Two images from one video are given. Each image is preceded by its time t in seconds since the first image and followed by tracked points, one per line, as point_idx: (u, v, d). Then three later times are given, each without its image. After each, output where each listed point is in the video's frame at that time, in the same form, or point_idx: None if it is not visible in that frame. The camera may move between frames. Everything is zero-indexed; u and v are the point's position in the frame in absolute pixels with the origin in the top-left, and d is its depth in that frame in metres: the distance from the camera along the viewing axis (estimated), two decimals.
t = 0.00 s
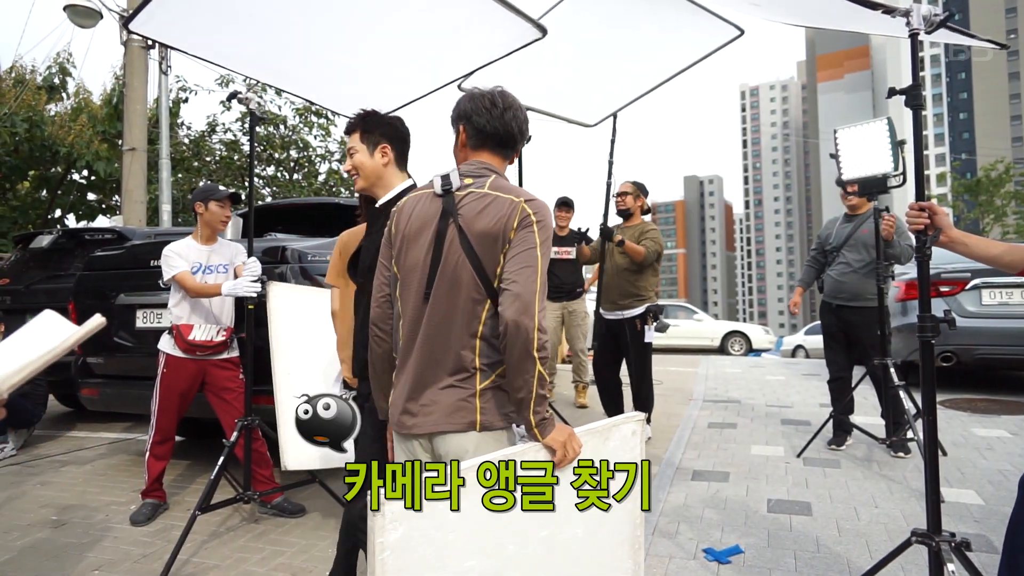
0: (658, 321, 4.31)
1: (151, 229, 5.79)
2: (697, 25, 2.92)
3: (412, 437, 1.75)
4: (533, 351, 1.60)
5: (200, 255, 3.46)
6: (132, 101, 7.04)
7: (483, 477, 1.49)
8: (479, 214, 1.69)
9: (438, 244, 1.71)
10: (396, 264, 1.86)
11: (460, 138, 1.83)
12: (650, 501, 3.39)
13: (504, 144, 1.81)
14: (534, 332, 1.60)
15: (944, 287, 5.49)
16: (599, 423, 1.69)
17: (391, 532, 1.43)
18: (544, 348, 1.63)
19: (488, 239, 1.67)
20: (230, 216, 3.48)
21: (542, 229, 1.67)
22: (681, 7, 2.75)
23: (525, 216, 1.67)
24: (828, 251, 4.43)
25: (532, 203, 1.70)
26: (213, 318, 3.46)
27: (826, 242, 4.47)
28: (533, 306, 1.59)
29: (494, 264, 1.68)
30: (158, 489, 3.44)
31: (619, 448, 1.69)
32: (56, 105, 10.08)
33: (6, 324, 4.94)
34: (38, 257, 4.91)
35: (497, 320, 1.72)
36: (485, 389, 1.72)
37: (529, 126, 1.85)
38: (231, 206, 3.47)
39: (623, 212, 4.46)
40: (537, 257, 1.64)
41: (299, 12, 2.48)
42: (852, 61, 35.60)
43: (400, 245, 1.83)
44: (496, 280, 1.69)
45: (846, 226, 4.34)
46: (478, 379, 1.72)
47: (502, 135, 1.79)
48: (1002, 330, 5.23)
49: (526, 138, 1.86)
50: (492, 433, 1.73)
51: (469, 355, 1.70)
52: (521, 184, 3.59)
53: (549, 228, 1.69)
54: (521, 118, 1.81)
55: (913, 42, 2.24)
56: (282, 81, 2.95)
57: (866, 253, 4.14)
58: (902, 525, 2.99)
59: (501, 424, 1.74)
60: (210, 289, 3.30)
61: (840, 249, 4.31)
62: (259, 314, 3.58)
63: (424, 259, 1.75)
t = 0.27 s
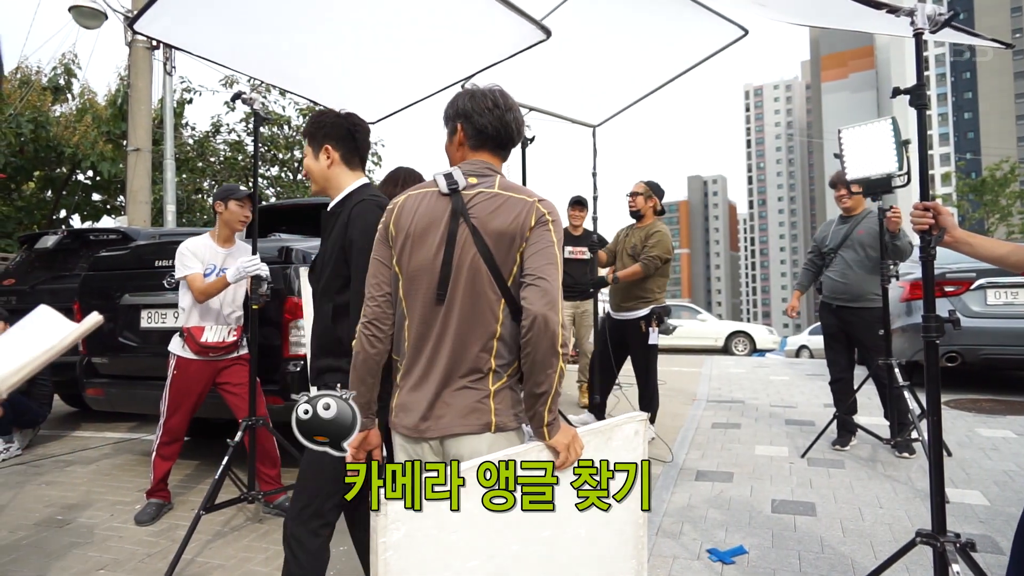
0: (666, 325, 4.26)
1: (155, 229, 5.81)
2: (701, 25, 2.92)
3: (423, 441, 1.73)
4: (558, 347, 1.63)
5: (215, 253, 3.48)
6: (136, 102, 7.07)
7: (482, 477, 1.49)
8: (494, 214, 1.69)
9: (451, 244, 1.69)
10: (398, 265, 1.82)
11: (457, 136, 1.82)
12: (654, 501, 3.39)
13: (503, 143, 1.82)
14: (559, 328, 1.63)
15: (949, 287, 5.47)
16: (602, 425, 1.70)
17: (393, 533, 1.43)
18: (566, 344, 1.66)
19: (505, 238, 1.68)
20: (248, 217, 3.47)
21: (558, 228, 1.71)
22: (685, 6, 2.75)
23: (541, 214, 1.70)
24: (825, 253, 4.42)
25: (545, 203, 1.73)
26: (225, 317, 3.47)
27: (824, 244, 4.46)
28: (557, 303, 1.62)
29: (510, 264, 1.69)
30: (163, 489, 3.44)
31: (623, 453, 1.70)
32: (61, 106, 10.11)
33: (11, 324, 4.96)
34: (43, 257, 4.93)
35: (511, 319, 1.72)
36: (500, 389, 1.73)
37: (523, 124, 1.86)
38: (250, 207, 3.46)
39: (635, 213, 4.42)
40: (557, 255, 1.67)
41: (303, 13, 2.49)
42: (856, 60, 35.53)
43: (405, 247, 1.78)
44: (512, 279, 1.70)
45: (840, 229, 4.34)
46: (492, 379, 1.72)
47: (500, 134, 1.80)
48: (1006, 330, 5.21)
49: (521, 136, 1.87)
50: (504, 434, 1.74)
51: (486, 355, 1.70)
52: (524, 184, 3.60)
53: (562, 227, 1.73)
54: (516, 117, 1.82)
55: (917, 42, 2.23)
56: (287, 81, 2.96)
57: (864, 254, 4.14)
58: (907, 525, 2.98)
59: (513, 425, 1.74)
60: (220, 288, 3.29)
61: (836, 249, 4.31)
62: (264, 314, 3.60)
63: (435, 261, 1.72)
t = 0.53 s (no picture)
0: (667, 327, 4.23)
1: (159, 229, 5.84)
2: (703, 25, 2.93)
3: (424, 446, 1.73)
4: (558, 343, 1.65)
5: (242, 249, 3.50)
6: (140, 102, 7.09)
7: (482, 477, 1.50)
8: (484, 213, 1.71)
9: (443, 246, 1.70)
10: (387, 270, 1.81)
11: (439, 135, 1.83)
12: (656, 501, 3.39)
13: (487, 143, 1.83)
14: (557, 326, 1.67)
15: (951, 288, 5.47)
16: (604, 424, 1.72)
17: (395, 531, 1.42)
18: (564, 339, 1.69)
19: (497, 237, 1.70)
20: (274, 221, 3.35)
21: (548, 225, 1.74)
22: (687, 6, 2.75)
23: (531, 212, 1.73)
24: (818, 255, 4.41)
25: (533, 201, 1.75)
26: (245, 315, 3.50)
27: (816, 246, 4.46)
28: (554, 301, 1.65)
29: (503, 263, 1.71)
30: (170, 487, 3.44)
31: (624, 452, 1.73)
32: (65, 106, 10.14)
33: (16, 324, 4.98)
34: (48, 257, 4.95)
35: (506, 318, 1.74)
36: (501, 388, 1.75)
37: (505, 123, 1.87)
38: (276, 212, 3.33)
39: (640, 214, 4.42)
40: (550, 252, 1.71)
41: (307, 14, 2.51)
42: (859, 60, 35.49)
43: (395, 251, 1.78)
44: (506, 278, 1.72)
45: (833, 232, 4.34)
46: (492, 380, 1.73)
47: (482, 134, 1.81)
48: (1009, 330, 5.21)
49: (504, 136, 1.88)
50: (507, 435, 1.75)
51: (484, 356, 1.71)
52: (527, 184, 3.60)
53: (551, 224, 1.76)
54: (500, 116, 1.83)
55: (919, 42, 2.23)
56: (291, 81, 2.98)
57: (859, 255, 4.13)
58: (909, 525, 2.99)
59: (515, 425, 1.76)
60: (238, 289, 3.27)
61: (831, 252, 4.30)
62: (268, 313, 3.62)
63: (427, 264, 1.72)
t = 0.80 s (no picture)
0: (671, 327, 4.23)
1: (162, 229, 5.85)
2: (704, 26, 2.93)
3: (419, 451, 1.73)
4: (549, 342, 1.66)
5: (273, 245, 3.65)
6: (142, 103, 7.11)
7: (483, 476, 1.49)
8: (464, 212, 1.70)
9: (426, 248, 1.69)
10: (370, 273, 1.81)
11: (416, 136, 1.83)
12: (657, 502, 3.39)
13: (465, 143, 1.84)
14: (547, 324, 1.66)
15: (953, 288, 5.46)
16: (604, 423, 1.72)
17: (396, 531, 1.41)
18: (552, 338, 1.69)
19: (480, 237, 1.69)
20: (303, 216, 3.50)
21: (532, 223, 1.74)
22: (689, 7, 2.75)
23: (514, 210, 1.73)
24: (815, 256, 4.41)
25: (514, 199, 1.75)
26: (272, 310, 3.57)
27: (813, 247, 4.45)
28: (543, 301, 1.66)
29: (488, 262, 1.71)
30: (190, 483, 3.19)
31: (624, 450, 1.74)
32: (68, 106, 10.16)
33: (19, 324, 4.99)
34: (50, 257, 4.97)
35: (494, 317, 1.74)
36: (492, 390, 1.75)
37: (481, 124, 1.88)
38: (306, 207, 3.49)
39: (641, 217, 4.43)
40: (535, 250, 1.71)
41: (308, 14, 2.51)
42: (861, 60, 35.49)
43: (378, 252, 1.78)
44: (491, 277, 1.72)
45: (829, 233, 4.33)
46: (483, 382, 1.73)
47: (460, 133, 1.81)
48: (1012, 331, 5.20)
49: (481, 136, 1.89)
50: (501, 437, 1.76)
51: (474, 358, 1.70)
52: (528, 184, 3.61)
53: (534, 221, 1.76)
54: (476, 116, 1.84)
55: (921, 43, 2.23)
56: (292, 81, 2.98)
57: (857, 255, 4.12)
58: (911, 525, 2.99)
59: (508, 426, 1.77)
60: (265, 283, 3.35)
61: (829, 253, 4.28)
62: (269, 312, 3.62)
63: (412, 266, 1.71)
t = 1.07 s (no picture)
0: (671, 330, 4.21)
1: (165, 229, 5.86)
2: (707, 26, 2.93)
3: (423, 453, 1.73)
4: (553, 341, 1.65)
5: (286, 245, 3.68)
6: (146, 103, 7.12)
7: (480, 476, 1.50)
8: (459, 211, 1.70)
9: (421, 248, 1.69)
10: (367, 275, 1.81)
11: (408, 136, 1.83)
12: (660, 502, 3.39)
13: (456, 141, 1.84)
14: (549, 323, 1.65)
15: (957, 288, 5.44)
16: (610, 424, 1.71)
17: (402, 532, 1.43)
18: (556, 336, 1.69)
19: (477, 237, 1.69)
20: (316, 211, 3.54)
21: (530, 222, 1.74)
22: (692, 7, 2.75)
23: (511, 210, 1.72)
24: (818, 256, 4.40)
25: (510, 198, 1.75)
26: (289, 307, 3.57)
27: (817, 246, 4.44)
28: (544, 300, 1.66)
29: (486, 262, 1.71)
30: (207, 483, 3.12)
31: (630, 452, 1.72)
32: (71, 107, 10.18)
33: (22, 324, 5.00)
34: (53, 257, 4.98)
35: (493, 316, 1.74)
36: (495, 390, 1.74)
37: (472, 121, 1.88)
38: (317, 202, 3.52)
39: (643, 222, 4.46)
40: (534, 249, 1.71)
41: (312, 14, 2.51)
42: (865, 60, 35.41)
43: (374, 253, 1.78)
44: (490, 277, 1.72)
45: (831, 234, 4.31)
46: (485, 382, 1.72)
47: (450, 132, 1.81)
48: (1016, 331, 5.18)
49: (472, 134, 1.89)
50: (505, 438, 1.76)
51: (475, 358, 1.70)
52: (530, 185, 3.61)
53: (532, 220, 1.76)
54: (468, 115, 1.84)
55: (925, 42, 2.22)
56: (296, 81, 2.99)
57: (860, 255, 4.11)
58: (915, 526, 2.98)
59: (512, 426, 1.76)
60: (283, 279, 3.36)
61: (831, 254, 4.27)
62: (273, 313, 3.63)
63: (408, 266, 1.72)
